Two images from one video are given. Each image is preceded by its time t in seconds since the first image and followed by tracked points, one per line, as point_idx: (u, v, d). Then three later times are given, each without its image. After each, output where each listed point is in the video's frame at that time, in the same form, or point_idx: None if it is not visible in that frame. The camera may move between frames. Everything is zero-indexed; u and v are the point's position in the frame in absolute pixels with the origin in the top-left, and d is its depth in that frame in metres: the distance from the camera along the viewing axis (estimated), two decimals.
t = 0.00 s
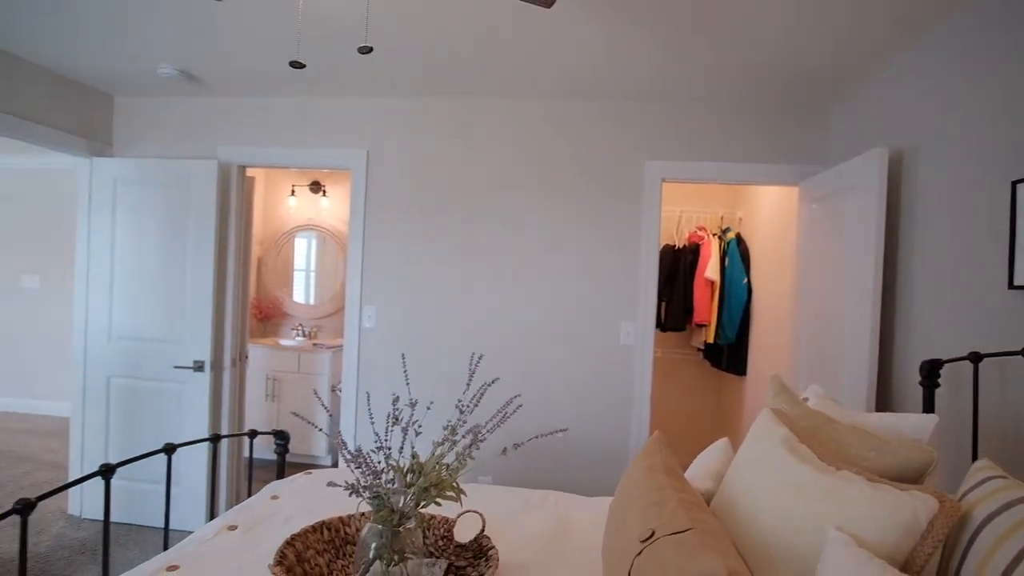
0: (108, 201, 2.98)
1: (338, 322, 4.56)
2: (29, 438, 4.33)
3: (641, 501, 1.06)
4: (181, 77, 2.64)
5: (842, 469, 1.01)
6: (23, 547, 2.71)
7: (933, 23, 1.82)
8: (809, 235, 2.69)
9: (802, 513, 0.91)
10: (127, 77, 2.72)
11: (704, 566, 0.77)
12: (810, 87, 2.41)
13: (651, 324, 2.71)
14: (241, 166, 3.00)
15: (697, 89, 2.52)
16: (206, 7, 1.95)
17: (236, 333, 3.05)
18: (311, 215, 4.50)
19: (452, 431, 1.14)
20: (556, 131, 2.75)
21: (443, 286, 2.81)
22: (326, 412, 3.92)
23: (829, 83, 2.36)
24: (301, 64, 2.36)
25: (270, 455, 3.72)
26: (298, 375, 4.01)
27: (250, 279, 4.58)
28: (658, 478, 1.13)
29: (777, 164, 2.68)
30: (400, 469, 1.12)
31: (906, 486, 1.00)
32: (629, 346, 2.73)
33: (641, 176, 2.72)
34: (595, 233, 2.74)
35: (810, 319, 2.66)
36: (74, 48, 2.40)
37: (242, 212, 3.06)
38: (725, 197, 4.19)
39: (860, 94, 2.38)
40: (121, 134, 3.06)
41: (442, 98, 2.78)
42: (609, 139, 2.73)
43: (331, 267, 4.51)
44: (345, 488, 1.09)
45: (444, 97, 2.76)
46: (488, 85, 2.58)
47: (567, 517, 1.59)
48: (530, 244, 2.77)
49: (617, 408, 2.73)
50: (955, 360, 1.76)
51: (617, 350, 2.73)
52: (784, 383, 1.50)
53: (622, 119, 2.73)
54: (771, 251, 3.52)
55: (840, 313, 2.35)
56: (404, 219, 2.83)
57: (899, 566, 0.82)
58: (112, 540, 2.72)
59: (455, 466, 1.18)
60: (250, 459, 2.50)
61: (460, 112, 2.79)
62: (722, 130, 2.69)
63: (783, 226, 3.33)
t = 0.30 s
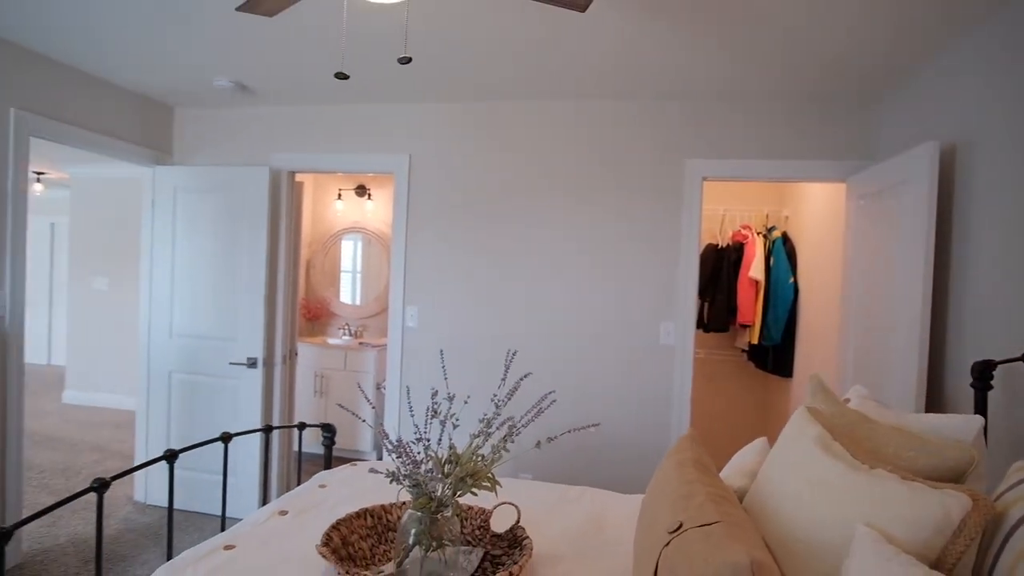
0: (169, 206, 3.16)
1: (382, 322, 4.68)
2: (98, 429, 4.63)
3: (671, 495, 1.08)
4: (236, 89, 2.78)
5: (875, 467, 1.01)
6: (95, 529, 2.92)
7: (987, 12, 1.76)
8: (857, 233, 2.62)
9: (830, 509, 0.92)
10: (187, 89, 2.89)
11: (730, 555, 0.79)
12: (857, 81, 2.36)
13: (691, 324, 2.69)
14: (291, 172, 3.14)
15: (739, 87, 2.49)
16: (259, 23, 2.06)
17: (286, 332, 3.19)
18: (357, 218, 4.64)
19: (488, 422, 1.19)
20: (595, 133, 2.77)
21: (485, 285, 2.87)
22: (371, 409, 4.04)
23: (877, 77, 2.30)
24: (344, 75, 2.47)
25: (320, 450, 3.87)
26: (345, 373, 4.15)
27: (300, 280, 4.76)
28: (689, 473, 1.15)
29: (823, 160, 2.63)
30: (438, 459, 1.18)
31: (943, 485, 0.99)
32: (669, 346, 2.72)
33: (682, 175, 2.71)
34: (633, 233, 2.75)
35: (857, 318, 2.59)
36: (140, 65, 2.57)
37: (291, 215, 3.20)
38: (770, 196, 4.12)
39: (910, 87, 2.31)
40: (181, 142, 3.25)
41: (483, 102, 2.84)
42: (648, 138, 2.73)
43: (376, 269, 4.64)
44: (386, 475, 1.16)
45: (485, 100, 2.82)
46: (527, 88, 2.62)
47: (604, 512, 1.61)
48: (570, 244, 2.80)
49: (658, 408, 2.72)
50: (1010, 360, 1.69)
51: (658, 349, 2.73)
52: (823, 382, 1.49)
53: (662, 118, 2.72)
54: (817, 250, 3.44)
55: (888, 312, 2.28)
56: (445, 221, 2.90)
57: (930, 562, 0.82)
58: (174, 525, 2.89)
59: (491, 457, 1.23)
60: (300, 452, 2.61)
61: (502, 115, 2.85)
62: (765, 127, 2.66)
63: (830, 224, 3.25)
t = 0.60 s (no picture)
0: (222, 210, 3.33)
1: (422, 321, 4.79)
2: (157, 421, 4.90)
3: (699, 487, 1.11)
4: (284, 97, 2.91)
5: (907, 462, 1.00)
6: (156, 515, 3.10)
7: None
8: (902, 229, 2.56)
9: (858, 504, 0.93)
10: (239, 98, 3.04)
11: (752, 543, 0.82)
12: (902, 74, 2.30)
13: (729, 323, 2.67)
14: (335, 176, 3.26)
15: (778, 83, 2.46)
16: (304, 36, 2.17)
17: (330, 329, 3.31)
18: (397, 219, 4.76)
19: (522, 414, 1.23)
20: (630, 132, 2.78)
21: (522, 284, 2.92)
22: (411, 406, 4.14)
23: (922, 69, 2.24)
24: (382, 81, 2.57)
25: (363, 444, 4.03)
26: (386, 370, 4.27)
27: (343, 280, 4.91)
28: (717, 467, 1.17)
29: (867, 155, 2.57)
30: (473, 449, 1.23)
31: (977, 481, 0.98)
32: (706, 345, 2.71)
33: (720, 173, 2.69)
34: (669, 232, 2.75)
35: (903, 317, 2.52)
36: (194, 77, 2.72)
37: (335, 217, 3.31)
38: (814, 193, 4.02)
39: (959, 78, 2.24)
40: (232, 148, 3.41)
41: (519, 104, 2.89)
42: (685, 136, 2.73)
43: (416, 268, 4.75)
44: (423, 463, 1.22)
45: (522, 102, 2.87)
46: (563, 89, 2.66)
47: (638, 506, 1.63)
48: (606, 243, 2.81)
49: (695, 406, 2.71)
50: None
51: (695, 348, 2.72)
52: (861, 379, 1.47)
53: (699, 116, 2.71)
54: (862, 247, 3.35)
55: (935, 310, 2.22)
56: (482, 221, 2.96)
57: (959, 556, 0.82)
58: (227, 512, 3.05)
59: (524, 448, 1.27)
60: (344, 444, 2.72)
61: (538, 116, 2.89)
62: (805, 122, 2.61)
63: (876, 220, 3.17)
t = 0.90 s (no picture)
0: (259, 212, 3.45)
1: (452, 320, 4.86)
2: (199, 416, 5.08)
3: (722, 481, 1.12)
4: (319, 101, 3.00)
5: (932, 459, 1.00)
6: (198, 505, 3.23)
7: None
8: (940, 225, 2.50)
9: (881, 500, 0.93)
10: (276, 103, 3.15)
11: (771, 533, 0.84)
12: (940, 67, 2.25)
13: (760, 322, 2.65)
14: (367, 178, 3.34)
15: (810, 79, 2.44)
16: (339, 42, 2.24)
17: (363, 328, 3.40)
18: (427, 220, 4.84)
19: (548, 408, 1.27)
20: (660, 130, 2.78)
21: (550, 282, 2.95)
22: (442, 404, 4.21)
23: (961, 61, 2.18)
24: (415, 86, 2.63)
25: (394, 441, 4.09)
26: (417, 368, 4.34)
27: (375, 280, 5.02)
28: (741, 462, 1.18)
29: (902, 151, 2.52)
30: (499, 442, 1.27)
31: (1004, 478, 0.98)
32: (736, 344, 2.70)
33: (751, 170, 2.67)
34: (696, 230, 2.74)
35: (940, 316, 2.46)
36: (234, 84, 2.83)
37: (368, 218, 3.40)
38: (849, 190, 3.95)
39: (1000, 70, 2.18)
40: (269, 152, 3.53)
41: (547, 105, 2.92)
42: (714, 134, 2.72)
43: (445, 268, 4.82)
44: (452, 454, 1.26)
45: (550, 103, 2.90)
46: (591, 90, 2.68)
47: (664, 502, 1.65)
48: (634, 242, 2.82)
49: (725, 405, 2.70)
50: None
51: (724, 348, 2.71)
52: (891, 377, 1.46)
53: (728, 113, 2.70)
54: (898, 246, 3.28)
55: (973, 308, 2.17)
56: (511, 221, 3.01)
57: (983, 552, 0.82)
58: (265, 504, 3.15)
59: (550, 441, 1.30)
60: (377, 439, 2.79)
61: (567, 116, 2.91)
62: (838, 118, 2.58)
63: (912, 217, 3.10)
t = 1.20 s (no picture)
0: (301, 214, 3.57)
1: (486, 320, 4.92)
2: (242, 411, 5.27)
3: (757, 478, 1.14)
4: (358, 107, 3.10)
5: (971, 459, 1.00)
6: (244, 497, 3.37)
7: None
8: (987, 225, 2.43)
9: (917, 499, 0.94)
10: (317, 109, 3.26)
11: (804, 528, 0.86)
12: (986, 62, 2.19)
13: (798, 323, 2.62)
14: (404, 181, 3.42)
15: (850, 76, 2.40)
16: (379, 52, 2.32)
17: (401, 327, 3.48)
18: (462, 221, 4.91)
19: (584, 405, 1.30)
20: (695, 130, 2.78)
21: (584, 283, 2.97)
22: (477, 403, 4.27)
23: (1009, 56, 2.12)
24: (452, 92, 2.70)
25: (432, 437, 4.24)
26: (452, 367, 4.42)
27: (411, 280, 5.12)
28: (777, 459, 1.20)
29: (947, 148, 2.46)
30: (536, 437, 1.30)
31: None
32: (772, 345, 2.67)
33: (788, 170, 2.65)
34: (731, 230, 2.73)
35: (988, 317, 2.40)
36: (278, 92, 2.95)
37: (405, 220, 3.48)
38: (892, 188, 3.85)
39: None
40: (311, 157, 3.65)
41: (581, 106, 2.95)
42: (750, 133, 2.70)
43: (479, 269, 4.89)
44: (492, 448, 1.31)
45: (584, 104, 2.93)
46: (625, 91, 2.70)
47: (698, 501, 1.66)
48: (668, 242, 2.83)
49: (761, 407, 2.68)
50: None
51: (761, 349, 2.69)
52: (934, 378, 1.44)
53: (765, 112, 2.68)
54: (944, 245, 3.19)
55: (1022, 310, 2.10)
56: (545, 222, 3.04)
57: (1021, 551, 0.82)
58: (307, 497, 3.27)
59: (586, 437, 1.33)
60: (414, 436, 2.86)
61: (600, 118, 2.94)
62: (879, 116, 2.53)
63: (959, 216, 3.01)
